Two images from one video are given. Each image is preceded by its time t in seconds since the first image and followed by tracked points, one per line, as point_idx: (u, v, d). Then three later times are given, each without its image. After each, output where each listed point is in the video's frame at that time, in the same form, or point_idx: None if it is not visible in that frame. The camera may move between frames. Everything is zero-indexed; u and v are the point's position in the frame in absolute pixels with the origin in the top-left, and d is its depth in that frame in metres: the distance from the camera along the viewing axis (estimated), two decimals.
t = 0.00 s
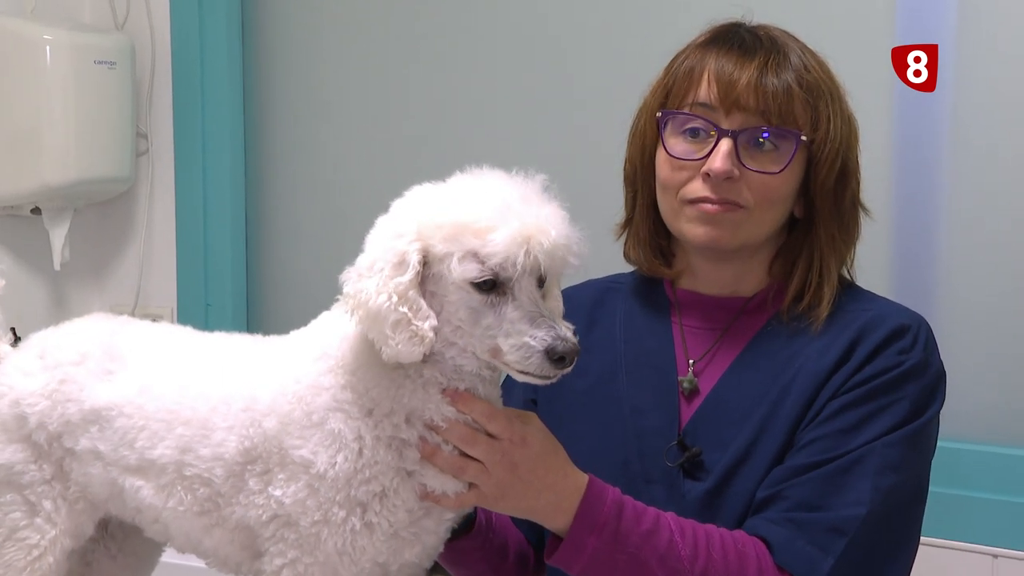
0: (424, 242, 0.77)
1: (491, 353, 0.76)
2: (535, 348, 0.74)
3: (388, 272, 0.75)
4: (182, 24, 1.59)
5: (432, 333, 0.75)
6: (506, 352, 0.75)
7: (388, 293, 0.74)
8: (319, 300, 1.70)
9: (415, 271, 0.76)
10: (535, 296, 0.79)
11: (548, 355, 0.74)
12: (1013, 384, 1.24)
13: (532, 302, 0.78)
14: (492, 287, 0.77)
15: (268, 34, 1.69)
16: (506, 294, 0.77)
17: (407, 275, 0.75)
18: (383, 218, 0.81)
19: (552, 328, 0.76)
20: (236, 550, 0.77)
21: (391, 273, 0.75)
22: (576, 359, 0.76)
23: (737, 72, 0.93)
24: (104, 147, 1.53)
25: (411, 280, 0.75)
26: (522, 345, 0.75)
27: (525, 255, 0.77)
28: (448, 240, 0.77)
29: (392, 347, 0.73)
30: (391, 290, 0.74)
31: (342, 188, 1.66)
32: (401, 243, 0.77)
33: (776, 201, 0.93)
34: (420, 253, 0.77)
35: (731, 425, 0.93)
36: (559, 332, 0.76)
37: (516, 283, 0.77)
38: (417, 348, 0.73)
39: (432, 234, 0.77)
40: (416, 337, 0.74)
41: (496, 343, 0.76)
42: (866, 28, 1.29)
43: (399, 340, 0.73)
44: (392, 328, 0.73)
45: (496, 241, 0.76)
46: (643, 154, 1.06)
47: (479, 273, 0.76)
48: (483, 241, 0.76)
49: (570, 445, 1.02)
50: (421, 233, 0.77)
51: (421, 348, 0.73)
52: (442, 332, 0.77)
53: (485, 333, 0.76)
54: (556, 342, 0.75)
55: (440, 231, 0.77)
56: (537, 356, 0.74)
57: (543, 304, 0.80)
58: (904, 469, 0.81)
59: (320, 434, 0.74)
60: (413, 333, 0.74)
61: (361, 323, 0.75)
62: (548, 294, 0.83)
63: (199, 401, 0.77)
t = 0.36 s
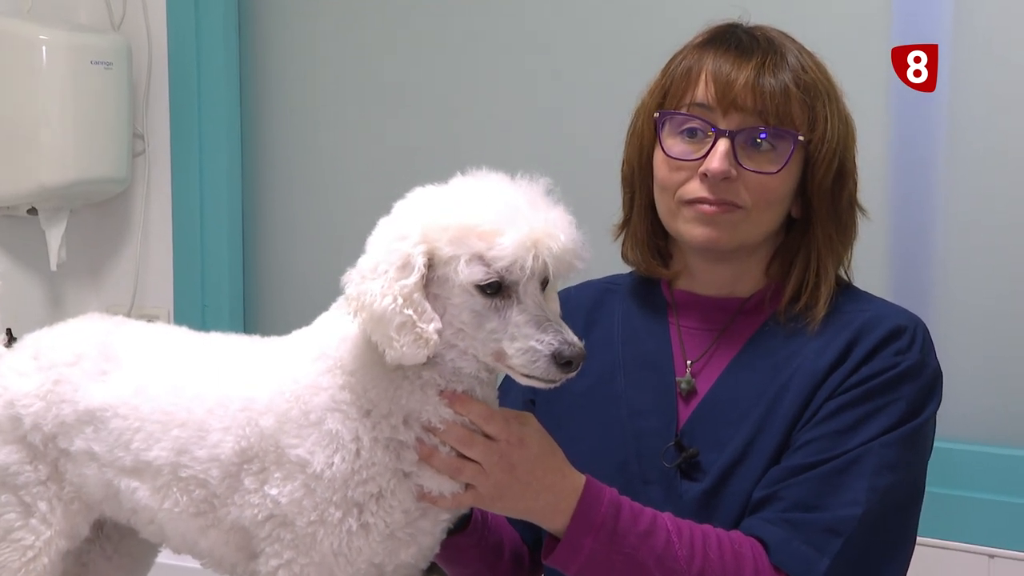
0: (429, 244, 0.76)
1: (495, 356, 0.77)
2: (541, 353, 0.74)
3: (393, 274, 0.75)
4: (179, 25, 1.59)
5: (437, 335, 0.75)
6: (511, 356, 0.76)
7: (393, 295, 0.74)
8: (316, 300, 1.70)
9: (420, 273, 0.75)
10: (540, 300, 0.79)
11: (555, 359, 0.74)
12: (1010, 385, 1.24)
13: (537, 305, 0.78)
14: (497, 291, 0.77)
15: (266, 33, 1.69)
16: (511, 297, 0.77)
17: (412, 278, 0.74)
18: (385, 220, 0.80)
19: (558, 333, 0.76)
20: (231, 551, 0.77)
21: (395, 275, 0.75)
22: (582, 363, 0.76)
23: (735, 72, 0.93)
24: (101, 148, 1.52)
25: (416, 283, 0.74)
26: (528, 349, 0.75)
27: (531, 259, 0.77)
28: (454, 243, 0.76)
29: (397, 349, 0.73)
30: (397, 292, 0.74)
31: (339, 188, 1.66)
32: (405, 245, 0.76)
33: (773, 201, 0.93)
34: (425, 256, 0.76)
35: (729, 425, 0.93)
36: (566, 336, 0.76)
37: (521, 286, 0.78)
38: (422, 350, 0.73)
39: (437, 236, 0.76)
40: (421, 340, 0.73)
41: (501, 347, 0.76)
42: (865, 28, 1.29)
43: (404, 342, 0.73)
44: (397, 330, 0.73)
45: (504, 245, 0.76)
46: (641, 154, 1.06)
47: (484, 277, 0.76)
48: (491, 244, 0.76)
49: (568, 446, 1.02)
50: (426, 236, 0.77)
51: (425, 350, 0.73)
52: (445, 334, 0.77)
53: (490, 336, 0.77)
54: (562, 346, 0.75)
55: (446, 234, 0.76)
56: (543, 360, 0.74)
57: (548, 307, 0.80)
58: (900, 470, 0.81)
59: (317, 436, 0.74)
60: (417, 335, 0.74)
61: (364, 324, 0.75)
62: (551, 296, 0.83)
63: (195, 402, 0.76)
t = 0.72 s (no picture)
0: (428, 244, 0.76)
1: (494, 357, 0.77)
2: (540, 354, 0.74)
3: (393, 274, 0.74)
4: (175, 25, 1.59)
5: (435, 336, 0.75)
6: (510, 357, 0.75)
7: (391, 296, 0.74)
8: (313, 301, 1.70)
9: (419, 273, 0.75)
10: (539, 302, 0.79)
11: (554, 361, 0.74)
12: (1007, 385, 1.25)
13: (536, 307, 0.78)
14: (496, 293, 0.77)
15: (263, 33, 1.68)
16: (510, 298, 0.77)
17: (412, 278, 0.74)
18: (385, 221, 0.80)
19: (557, 335, 0.75)
20: (228, 554, 0.77)
21: (394, 275, 0.74)
22: (580, 366, 0.75)
23: (730, 73, 0.93)
24: (97, 148, 1.52)
25: (416, 283, 0.74)
26: (526, 350, 0.74)
27: (533, 261, 0.77)
28: (455, 244, 0.76)
29: (395, 350, 0.73)
30: (395, 293, 0.74)
31: (337, 188, 1.66)
32: (405, 245, 0.76)
33: (769, 201, 0.93)
34: (424, 256, 0.76)
35: (726, 424, 0.93)
36: (565, 338, 0.75)
37: (520, 288, 0.77)
38: (420, 350, 0.73)
39: (438, 237, 0.76)
40: (421, 342, 0.73)
41: (499, 348, 0.76)
42: (863, 29, 1.29)
43: (403, 343, 0.73)
44: (395, 331, 0.73)
45: (504, 247, 0.76)
46: (638, 155, 1.06)
47: (483, 278, 0.76)
48: (491, 246, 0.76)
49: (566, 447, 1.02)
50: (426, 236, 0.77)
51: (423, 350, 0.73)
52: (444, 335, 0.77)
53: (488, 338, 0.77)
54: (561, 348, 0.74)
55: (446, 234, 0.76)
56: (542, 362, 0.74)
57: (547, 309, 0.80)
58: (897, 469, 0.81)
59: (314, 437, 0.74)
60: (416, 336, 0.73)
61: (363, 324, 0.75)
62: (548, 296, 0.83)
63: (191, 405, 0.76)
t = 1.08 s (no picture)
0: (432, 244, 0.77)
1: (499, 358, 0.77)
2: (545, 354, 0.74)
3: (396, 275, 0.74)
4: (175, 25, 1.59)
5: (438, 337, 0.75)
6: (514, 358, 0.75)
7: (395, 296, 0.74)
8: (313, 301, 1.70)
9: (423, 274, 0.75)
10: (543, 302, 0.79)
11: (560, 361, 0.74)
12: (1006, 385, 1.25)
13: (541, 308, 0.78)
14: (500, 293, 0.77)
15: (263, 33, 1.68)
16: (514, 299, 0.77)
17: (416, 279, 0.74)
18: (388, 221, 0.80)
19: (562, 334, 0.76)
20: (229, 553, 0.77)
21: (399, 275, 0.74)
22: (585, 365, 0.76)
23: (733, 78, 0.93)
24: (97, 148, 1.52)
25: (419, 283, 0.74)
26: (532, 351, 0.74)
27: (538, 262, 0.77)
28: (459, 244, 0.76)
29: (397, 350, 0.73)
30: (398, 293, 0.74)
31: (337, 188, 1.66)
32: (409, 246, 0.76)
33: (770, 206, 0.93)
34: (428, 256, 0.76)
35: (726, 425, 0.93)
36: (570, 338, 0.76)
37: (524, 288, 0.77)
38: (422, 351, 0.73)
39: (441, 237, 0.77)
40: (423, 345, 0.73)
41: (504, 348, 0.76)
42: (864, 29, 1.30)
43: (405, 343, 0.73)
44: (398, 331, 0.73)
45: (509, 247, 0.76)
46: (639, 156, 1.06)
47: (488, 278, 0.76)
48: (495, 246, 0.76)
49: (566, 447, 1.02)
50: (430, 237, 0.77)
51: (427, 351, 0.73)
52: (448, 335, 0.77)
53: (492, 338, 0.76)
54: (566, 348, 0.75)
55: (451, 234, 0.76)
56: (547, 362, 0.74)
57: (552, 309, 0.80)
58: (897, 469, 0.81)
59: (315, 434, 0.74)
60: (419, 338, 0.73)
61: (366, 324, 0.75)
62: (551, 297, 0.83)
63: (193, 402, 0.76)
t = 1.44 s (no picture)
0: (436, 243, 0.76)
1: (504, 355, 0.77)
2: (550, 351, 0.74)
3: (401, 275, 0.75)
4: (175, 25, 1.59)
5: (444, 335, 0.75)
6: (519, 355, 0.76)
7: (400, 295, 0.74)
8: (313, 301, 1.70)
9: (428, 273, 0.75)
10: (546, 300, 0.79)
11: (565, 358, 0.74)
12: (1005, 384, 1.25)
13: (544, 305, 0.78)
14: (504, 291, 0.77)
15: (263, 33, 1.68)
16: (518, 296, 0.78)
17: (421, 278, 0.74)
18: (391, 220, 0.80)
19: (566, 331, 0.76)
20: (231, 550, 0.77)
21: (404, 275, 0.75)
22: (589, 362, 0.76)
23: (732, 77, 0.93)
24: (96, 148, 1.52)
25: (424, 282, 0.74)
26: (537, 348, 0.75)
27: (542, 259, 0.77)
28: (463, 243, 0.76)
29: (404, 349, 0.73)
30: (404, 292, 0.74)
31: (337, 188, 1.66)
32: (413, 245, 0.76)
33: (770, 205, 0.93)
34: (432, 255, 0.76)
35: (725, 424, 0.93)
36: (574, 335, 0.76)
37: (528, 286, 0.78)
38: (429, 349, 0.73)
39: (445, 236, 0.76)
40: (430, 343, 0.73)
41: (509, 346, 0.76)
42: (864, 28, 1.30)
43: (412, 342, 0.73)
44: (404, 330, 0.73)
45: (513, 245, 0.76)
46: (639, 155, 1.06)
47: (492, 276, 0.76)
48: (498, 245, 0.76)
49: (567, 446, 1.02)
50: (433, 236, 0.77)
51: (433, 349, 0.73)
52: (451, 334, 0.77)
53: (497, 336, 0.77)
54: (571, 345, 0.75)
55: (454, 233, 0.76)
56: (553, 358, 0.74)
57: (555, 306, 0.80)
58: (897, 469, 0.81)
59: (316, 428, 0.74)
60: (425, 336, 0.74)
61: (372, 323, 0.75)
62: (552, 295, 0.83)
63: (196, 399, 0.76)
